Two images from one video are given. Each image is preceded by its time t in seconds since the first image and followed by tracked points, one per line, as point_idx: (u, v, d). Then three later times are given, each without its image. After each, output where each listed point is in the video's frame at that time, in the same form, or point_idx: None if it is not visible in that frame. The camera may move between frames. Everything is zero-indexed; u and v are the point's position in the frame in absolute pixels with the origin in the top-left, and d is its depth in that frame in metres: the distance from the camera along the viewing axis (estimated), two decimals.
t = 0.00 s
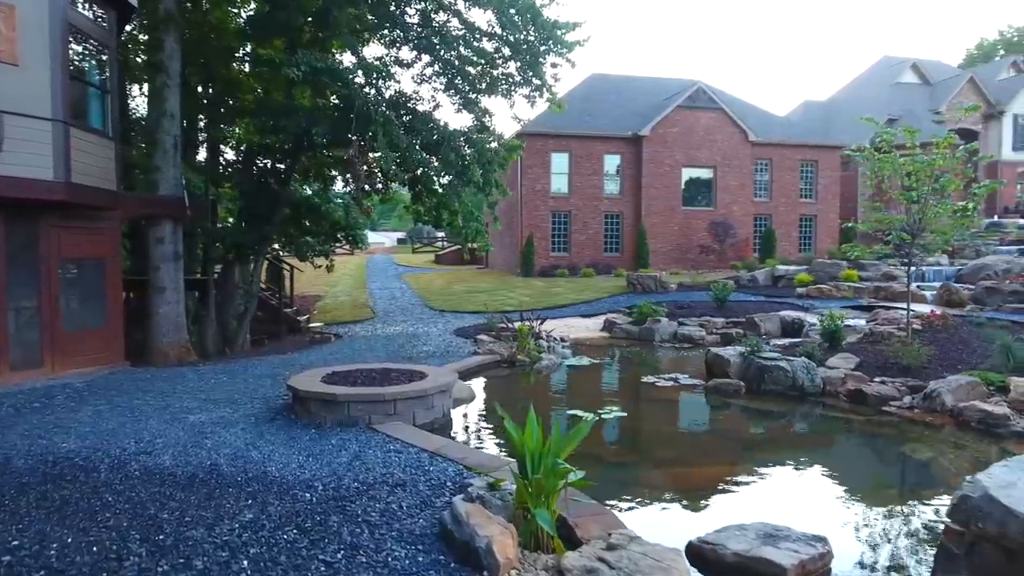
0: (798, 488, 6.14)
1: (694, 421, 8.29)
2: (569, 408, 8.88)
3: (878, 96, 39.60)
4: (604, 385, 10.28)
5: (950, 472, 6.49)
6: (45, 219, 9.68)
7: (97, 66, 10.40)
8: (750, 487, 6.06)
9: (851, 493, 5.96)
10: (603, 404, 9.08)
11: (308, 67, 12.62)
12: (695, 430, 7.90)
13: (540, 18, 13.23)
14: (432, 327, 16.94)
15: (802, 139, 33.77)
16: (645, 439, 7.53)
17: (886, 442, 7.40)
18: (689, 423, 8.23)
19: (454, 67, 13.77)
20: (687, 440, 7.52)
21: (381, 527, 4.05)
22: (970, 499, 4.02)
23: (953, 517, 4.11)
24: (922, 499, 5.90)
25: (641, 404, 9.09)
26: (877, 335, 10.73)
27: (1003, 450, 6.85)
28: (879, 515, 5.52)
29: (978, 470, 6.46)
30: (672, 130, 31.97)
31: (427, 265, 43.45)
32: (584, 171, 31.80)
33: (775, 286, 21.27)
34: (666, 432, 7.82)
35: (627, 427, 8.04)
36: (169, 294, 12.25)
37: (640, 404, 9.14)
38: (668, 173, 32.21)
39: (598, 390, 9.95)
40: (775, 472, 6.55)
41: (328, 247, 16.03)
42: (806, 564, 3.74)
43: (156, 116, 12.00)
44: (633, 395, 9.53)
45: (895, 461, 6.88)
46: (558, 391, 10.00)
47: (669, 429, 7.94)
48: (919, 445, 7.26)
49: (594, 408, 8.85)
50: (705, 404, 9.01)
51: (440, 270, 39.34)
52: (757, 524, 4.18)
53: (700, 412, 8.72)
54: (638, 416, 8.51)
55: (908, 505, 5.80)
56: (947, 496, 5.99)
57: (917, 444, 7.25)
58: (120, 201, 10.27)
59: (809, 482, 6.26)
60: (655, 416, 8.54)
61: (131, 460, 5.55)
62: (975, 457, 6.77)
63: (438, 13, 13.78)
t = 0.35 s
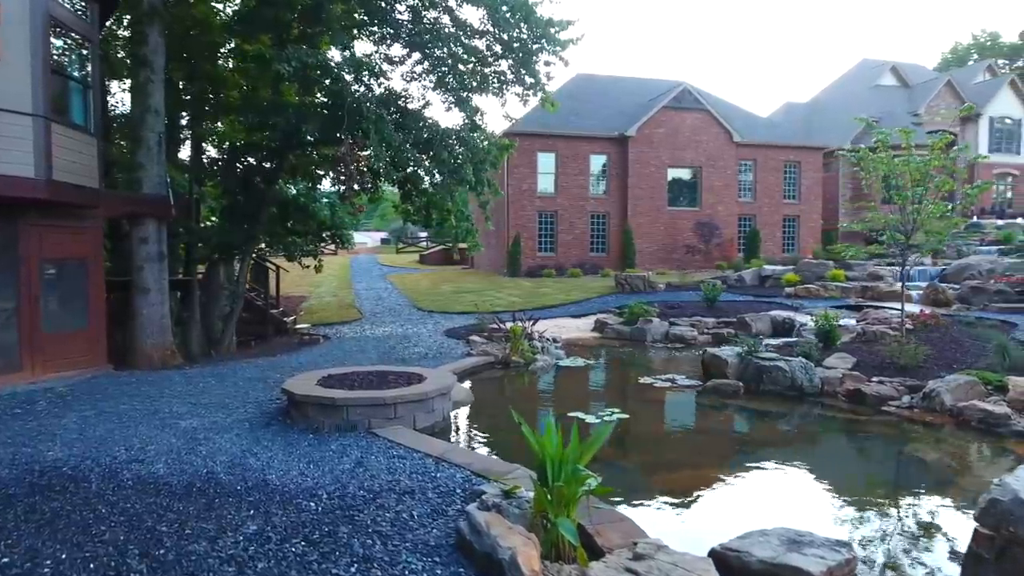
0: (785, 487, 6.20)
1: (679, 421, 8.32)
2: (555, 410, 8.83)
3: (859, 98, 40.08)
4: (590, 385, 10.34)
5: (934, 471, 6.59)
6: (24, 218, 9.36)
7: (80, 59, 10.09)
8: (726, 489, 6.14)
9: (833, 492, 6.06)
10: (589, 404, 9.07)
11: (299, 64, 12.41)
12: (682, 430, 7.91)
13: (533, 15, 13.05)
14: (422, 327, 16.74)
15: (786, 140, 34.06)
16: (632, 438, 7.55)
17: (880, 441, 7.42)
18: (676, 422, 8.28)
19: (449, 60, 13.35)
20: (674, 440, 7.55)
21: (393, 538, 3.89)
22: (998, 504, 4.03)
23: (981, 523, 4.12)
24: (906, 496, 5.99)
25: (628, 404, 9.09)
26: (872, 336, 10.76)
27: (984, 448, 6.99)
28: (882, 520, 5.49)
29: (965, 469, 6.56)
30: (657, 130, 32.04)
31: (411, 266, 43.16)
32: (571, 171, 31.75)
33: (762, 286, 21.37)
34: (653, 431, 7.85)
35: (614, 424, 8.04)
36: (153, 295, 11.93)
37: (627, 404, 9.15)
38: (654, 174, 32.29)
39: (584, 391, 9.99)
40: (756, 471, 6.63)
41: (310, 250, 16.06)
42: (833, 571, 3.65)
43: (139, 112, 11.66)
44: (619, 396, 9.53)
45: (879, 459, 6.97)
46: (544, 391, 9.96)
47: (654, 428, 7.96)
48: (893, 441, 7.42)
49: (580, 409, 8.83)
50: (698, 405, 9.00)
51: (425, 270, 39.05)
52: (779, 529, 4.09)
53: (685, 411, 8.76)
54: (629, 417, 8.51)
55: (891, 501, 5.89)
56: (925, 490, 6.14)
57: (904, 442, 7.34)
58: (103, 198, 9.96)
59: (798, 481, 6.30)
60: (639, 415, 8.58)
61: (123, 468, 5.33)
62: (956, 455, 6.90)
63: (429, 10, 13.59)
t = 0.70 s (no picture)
0: (768, 485, 6.20)
1: (666, 419, 8.32)
2: (543, 408, 8.76)
3: (839, 99, 40.56)
4: (577, 385, 10.32)
5: (912, 467, 6.67)
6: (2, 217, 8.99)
7: (60, 51, 9.76)
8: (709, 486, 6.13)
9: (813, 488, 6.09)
10: (577, 405, 9.03)
11: (290, 59, 11.95)
12: (667, 429, 7.90)
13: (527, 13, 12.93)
14: (411, 328, 16.51)
15: (769, 141, 34.32)
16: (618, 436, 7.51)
17: (866, 439, 7.47)
18: (662, 420, 8.27)
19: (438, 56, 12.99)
20: (657, 437, 7.53)
21: (412, 550, 3.71)
22: None
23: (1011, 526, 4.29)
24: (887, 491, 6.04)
25: (614, 404, 9.08)
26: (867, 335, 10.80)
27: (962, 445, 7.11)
28: (877, 521, 5.43)
29: (973, 469, 6.54)
30: (643, 130, 32.10)
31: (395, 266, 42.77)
32: (557, 170, 31.67)
33: (749, 286, 21.45)
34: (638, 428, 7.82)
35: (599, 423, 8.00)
36: (137, 295, 11.58)
37: (613, 404, 9.13)
38: (639, 174, 32.34)
39: (571, 392, 9.93)
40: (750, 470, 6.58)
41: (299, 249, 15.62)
42: None
43: (122, 108, 11.29)
44: (606, 397, 9.49)
45: (858, 455, 7.04)
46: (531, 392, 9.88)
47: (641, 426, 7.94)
48: (869, 438, 7.53)
49: (574, 410, 8.75)
50: (691, 404, 8.97)
51: (409, 270, 38.69)
52: (807, 535, 4.02)
53: (672, 410, 8.74)
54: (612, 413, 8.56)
55: (892, 498, 5.90)
56: (904, 486, 6.21)
57: (887, 438, 7.42)
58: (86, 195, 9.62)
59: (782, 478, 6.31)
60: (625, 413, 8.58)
61: (116, 478, 5.08)
62: (933, 452, 7.01)
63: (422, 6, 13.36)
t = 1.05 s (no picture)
0: (752, 484, 6.18)
1: (666, 419, 8.25)
2: (530, 408, 8.72)
3: (822, 101, 40.96)
4: (563, 385, 10.29)
5: (891, 464, 6.75)
6: None
7: (42, 45, 9.38)
8: (693, 485, 6.11)
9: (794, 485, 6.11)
10: (564, 404, 9.01)
11: (281, 53, 11.60)
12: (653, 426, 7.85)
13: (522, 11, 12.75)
14: (402, 329, 16.31)
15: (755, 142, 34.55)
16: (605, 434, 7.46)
17: (872, 439, 7.42)
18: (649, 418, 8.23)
19: (429, 54, 12.74)
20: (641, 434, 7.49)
21: (432, 561, 3.57)
22: None
23: None
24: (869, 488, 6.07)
25: (600, 404, 9.06)
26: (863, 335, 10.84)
27: (939, 444, 7.19)
28: (873, 519, 5.36)
29: (980, 469, 6.51)
30: (630, 130, 32.14)
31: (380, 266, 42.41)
32: (544, 170, 31.59)
33: (738, 286, 21.52)
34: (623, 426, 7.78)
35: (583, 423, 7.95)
36: (122, 296, 11.25)
37: (599, 404, 9.12)
38: (627, 174, 32.38)
39: (558, 392, 9.89)
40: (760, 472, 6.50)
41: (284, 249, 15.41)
42: None
43: (106, 103, 10.96)
44: (593, 396, 9.47)
45: (837, 453, 7.09)
46: (528, 393, 9.76)
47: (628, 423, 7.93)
48: (846, 436, 7.60)
49: (578, 412, 8.62)
50: (683, 403, 8.94)
51: (395, 270, 38.36)
52: (833, 540, 3.95)
53: (657, 410, 8.72)
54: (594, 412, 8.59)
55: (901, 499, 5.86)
56: (883, 483, 6.26)
57: (887, 438, 7.41)
58: (70, 193, 9.31)
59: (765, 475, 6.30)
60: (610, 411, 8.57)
61: (112, 488, 4.86)
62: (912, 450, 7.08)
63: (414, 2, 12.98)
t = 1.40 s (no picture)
0: (759, 486, 6.12)
1: (668, 420, 8.17)
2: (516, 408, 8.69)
3: (803, 102, 41.38)
4: (548, 385, 10.27)
5: (869, 460, 6.84)
6: None
7: (17, 38, 8.97)
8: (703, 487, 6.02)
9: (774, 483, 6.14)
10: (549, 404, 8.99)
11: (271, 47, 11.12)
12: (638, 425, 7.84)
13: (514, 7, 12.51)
14: (391, 330, 16.06)
15: (737, 142, 34.77)
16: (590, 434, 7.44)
17: (876, 439, 7.40)
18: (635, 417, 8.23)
19: (419, 51, 12.53)
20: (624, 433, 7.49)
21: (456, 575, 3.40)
22: None
23: None
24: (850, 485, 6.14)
25: (586, 403, 9.06)
26: (856, 334, 10.87)
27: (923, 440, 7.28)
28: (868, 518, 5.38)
29: (985, 468, 6.51)
30: (614, 130, 32.17)
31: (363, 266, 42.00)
32: (529, 170, 31.49)
33: (725, 286, 21.60)
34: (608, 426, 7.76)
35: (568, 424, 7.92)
36: (103, 297, 10.87)
37: (584, 403, 9.11)
38: (611, 174, 32.41)
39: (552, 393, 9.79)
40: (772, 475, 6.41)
41: (269, 249, 14.99)
42: None
43: (86, 98, 10.57)
44: (578, 396, 9.47)
45: (817, 450, 7.17)
46: (526, 395, 9.61)
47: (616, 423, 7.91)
48: (836, 434, 7.63)
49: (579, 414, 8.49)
50: (677, 403, 8.89)
51: (378, 270, 37.98)
52: (864, 546, 3.87)
53: (642, 409, 8.74)
54: (578, 412, 8.60)
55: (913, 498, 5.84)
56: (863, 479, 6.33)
57: (891, 438, 7.39)
58: (49, 192, 8.94)
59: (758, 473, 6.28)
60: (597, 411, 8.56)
61: (106, 500, 4.61)
62: (889, 447, 7.20)
63: None
